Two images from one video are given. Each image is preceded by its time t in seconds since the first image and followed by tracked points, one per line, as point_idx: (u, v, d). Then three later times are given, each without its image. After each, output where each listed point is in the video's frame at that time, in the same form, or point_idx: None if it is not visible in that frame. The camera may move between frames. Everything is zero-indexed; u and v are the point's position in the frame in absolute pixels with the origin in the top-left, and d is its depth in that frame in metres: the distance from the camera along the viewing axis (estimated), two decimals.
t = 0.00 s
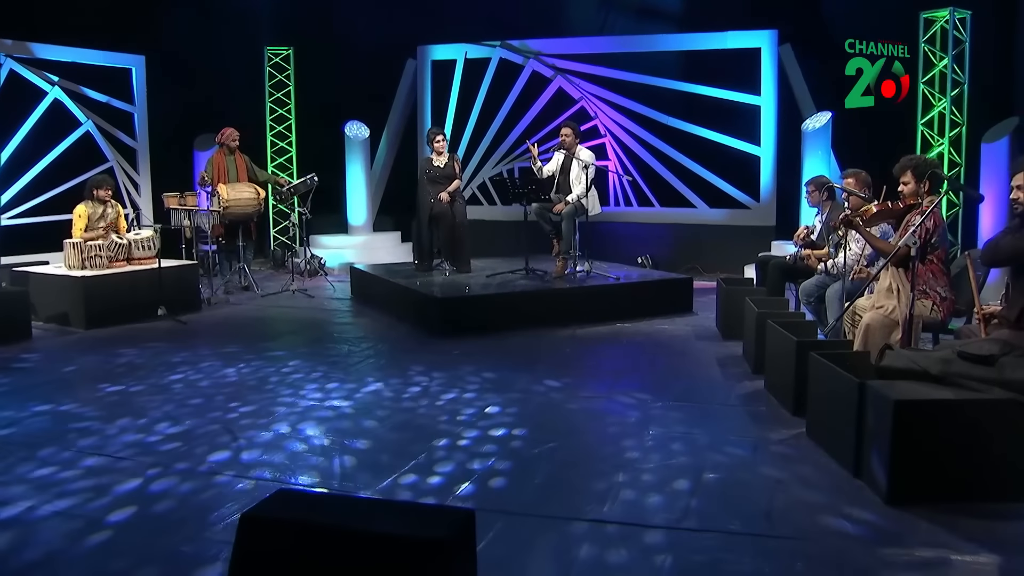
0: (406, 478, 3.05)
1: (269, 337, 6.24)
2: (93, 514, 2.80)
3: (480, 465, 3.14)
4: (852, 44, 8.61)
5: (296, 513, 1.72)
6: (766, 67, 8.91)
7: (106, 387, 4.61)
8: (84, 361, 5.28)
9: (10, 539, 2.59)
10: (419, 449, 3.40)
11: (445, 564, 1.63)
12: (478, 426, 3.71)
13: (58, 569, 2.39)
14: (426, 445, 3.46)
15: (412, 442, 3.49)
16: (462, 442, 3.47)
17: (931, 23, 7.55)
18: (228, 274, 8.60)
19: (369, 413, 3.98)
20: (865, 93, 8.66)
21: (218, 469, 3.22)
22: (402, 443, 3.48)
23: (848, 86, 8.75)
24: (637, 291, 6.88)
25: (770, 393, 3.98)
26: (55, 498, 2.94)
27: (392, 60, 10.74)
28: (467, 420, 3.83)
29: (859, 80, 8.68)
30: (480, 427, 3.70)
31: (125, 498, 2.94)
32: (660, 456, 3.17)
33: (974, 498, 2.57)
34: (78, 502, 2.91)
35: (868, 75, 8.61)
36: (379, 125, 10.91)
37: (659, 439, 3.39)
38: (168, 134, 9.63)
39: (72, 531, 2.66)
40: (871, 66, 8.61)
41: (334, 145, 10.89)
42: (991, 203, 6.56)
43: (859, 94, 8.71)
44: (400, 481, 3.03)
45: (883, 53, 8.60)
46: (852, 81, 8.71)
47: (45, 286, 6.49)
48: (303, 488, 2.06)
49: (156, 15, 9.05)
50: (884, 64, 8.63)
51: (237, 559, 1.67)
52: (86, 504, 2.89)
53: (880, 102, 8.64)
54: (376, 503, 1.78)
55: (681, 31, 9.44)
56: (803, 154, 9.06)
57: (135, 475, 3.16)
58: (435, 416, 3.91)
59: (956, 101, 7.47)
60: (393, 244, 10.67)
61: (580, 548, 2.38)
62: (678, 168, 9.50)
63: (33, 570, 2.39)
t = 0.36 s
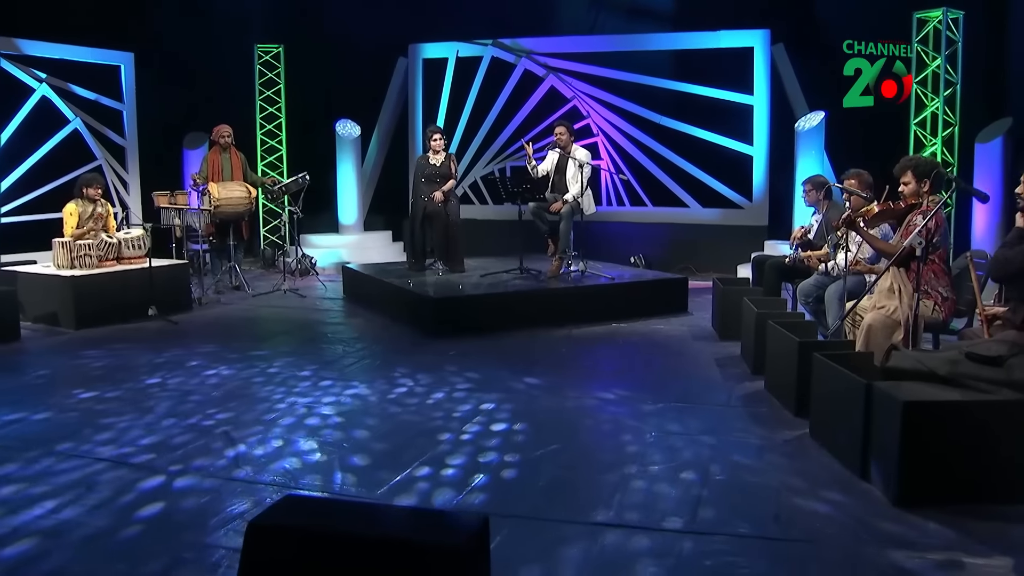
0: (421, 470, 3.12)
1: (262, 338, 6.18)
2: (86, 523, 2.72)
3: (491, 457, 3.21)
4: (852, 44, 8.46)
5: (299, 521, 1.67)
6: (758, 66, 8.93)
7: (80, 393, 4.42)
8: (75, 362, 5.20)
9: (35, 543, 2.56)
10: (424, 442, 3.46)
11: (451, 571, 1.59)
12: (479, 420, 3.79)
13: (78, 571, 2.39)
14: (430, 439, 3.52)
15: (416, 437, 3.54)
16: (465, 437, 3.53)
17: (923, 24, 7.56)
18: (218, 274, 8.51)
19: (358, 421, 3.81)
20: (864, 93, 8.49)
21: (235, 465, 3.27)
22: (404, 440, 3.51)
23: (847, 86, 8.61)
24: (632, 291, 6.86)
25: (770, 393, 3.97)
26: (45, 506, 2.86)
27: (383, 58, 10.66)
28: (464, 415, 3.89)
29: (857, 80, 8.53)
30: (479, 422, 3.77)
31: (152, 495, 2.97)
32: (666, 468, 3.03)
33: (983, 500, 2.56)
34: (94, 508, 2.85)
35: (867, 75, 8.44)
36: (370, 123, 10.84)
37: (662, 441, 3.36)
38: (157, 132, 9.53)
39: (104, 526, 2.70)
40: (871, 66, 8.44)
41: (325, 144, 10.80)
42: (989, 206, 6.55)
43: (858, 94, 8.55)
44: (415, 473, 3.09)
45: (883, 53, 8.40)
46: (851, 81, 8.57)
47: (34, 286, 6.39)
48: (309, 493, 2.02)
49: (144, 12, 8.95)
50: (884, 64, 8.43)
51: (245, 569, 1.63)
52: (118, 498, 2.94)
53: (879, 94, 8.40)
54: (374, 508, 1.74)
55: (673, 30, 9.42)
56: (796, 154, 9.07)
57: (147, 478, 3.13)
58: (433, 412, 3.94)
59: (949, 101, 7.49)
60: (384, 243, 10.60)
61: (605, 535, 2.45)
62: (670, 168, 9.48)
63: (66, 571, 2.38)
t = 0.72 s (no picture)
0: (435, 463, 3.19)
1: (260, 338, 6.12)
2: (98, 525, 2.66)
3: (502, 449, 3.28)
4: (852, 45, 8.46)
5: (308, 529, 1.63)
6: (754, 65, 8.93)
7: (120, 386, 4.58)
8: (69, 364, 5.12)
9: (72, 541, 2.55)
10: (430, 438, 3.49)
11: None
12: (482, 415, 3.85)
13: (106, 570, 2.36)
14: (435, 435, 3.55)
15: (420, 434, 3.57)
16: (470, 431, 3.60)
17: (919, 23, 7.57)
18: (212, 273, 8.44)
19: (360, 425, 3.73)
20: (864, 93, 8.46)
21: (256, 457, 3.30)
22: (413, 437, 3.52)
23: (847, 85, 8.59)
24: (631, 290, 6.83)
25: (774, 393, 3.95)
26: (43, 512, 2.77)
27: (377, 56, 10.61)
28: (462, 413, 3.91)
29: (856, 80, 8.51)
30: (478, 418, 3.82)
31: (178, 490, 2.97)
32: (673, 471, 2.99)
33: (996, 501, 2.54)
34: (127, 505, 2.83)
35: (867, 75, 8.41)
36: (364, 121, 10.78)
37: (668, 441, 3.34)
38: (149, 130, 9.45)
39: (136, 521, 2.70)
40: (870, 67, 8.40)
41: (318, 142, 10.74)
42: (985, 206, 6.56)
43: (858, 94, 8.53)
44: (430, 465, 3.15)
45: (884, 53, 8.34)
46: (851, 81, 8.54)
47: (27, 286, 6.31)
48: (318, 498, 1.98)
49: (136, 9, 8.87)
50: (884, 64, 8.36)
51: None
52: (147, 492, 2.95)
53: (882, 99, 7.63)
54: (383, 513, 1.71)
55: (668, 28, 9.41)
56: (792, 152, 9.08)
57: (155, 478, 3.08)
58: (428, 412, 3.91)
59: (944, 101, 7.50)
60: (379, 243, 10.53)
61: (626, 522, 2.53)
62: (665, 166, 9.46)
63: None
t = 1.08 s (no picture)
0: (446, 455, 3.22)
1: (255, 339, 6.06)
2: (109, 528, 2.60)
3: (510, 443, 3.34)
4: (852, 45, 8.45)
5: (309, 538, 1.59)
6: (750, 64, 8.94)
7: (103, 391, 4.45)
8: (62, 366, 5.04)
9: (111, 537, 2.53)
10: (433, 434, 3.52)
11: None
12: (482, 412, 3.88)
13: (143, 570, 2.33)
14: (438, 433, 3.55)
15: (423, 432, 3.55)
16: (471, 427, 3.62)
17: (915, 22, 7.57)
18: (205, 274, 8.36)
19: (366, 424, 3.69)
20: (863, 93, 8.46)
21: (273, 451, 3.32)
22: (419, 436, 3.50)
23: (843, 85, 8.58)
24: (628, 289, 6.81)
25: (779, 393, 3.92)
26: (42, 517, 2.69)
27: (371, 55, 10.55)
28: (458, 410, 3.92)
29: (856, 80, 8.51)
30: (478, 415, 3.85)
31: (205, 485, 2.97)
32: (683, 472, 2.96)
33: (1007, 502, 2.52)
34: (160, 501, 2.81)
35: (867, 75, 8.40)
36: (358, 121, 10.72)
37: (675, 442, 3.30)
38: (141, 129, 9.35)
39: (170, 516, 2.69)
40: (870, 67, 8.40)
41: (312, 141, 10.67)
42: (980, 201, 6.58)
43: (858, 94, 8.52)
44: (442, 458, 3.19)
45: (884, 53, 8.34)
46: (851, 80, 8.54)
47: (19, 287, 6.23)
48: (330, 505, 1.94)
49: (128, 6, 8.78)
50: (884, 63, 8.34)
51: None
52: (176, 488, 2.93)
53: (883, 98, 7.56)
54: (400, 521, 1.67)
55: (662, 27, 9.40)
56: (787, 151, 9.09)
57: (157, 479, 3.02)
58: (422, 411, 3.90)
59: (941, 100, 7.50)
60: (373, 243, 10.46)
61: (646, 510, 2.61)
62: (661, 166, 9.44)
63: None
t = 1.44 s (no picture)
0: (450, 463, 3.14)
1: (251, 340, 6.00)
2: (104, 537, 2.54)
3: (515, 438, 3.41)
4: (852, 45, 8.42)
5: (323, 545, 1.56)
6: (746, 63, 8.92)
7: (79, 398, 4.26)
8: (57, 367, 4.99)
9: (121, 542, 2.51)
10: (432, 431, 3.56)
11: None
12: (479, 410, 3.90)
13: None
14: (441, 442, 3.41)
15: (425, 436, 3.50)
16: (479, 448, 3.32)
17: (912, 22, 7.55)
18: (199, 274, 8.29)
19: (364, 428, 3.62)
20: (864, 93, 8.42)
21: (281, 451, 3.32)
22: (424, 444, 3.39)
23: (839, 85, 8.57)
24: (626, 290, 6.78)
25: (783, 395, 3.89)
26: (40, 525, 2.62)
27: (365, 53, 10.49)
28: (450, 410, 3.93)
29: (856, 80, 8.48)
30: (476, 415, 3.82)
31: (231, 479, 3.03)
32: (691, 476, 2.93)
33: (1019, 505, 2.50)
34: (186, 500, 2.83)
35: (867, 75, 8.36)
36: (352, 120, 10.66)
37: (682, 444, 3.27)
38: (133, 128, 9.26)
39: (203, 508, 2.76)
40: (870, 67, 8.36)
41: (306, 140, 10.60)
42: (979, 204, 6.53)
43: (858, 93, 8.48)
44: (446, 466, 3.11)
45: (884, 53, 8.29)
46: (851, 80, 8.51)
47: (12, 287, 6.15)
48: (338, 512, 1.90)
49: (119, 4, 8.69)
50: (884, 63, 8.30)
51: None
52: (192, 488, 2.93)
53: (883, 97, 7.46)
54: (415, 529, 1.63)
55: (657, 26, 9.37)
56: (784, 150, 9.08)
57: (158, 483, 2.98)
58: (415, 411, 3.91)
59: (937, 100, 7.49)
60: (368, 243, 10.40)
61: (657, 509, 2.63)
62: (657, 165, 9.41)
63: None
